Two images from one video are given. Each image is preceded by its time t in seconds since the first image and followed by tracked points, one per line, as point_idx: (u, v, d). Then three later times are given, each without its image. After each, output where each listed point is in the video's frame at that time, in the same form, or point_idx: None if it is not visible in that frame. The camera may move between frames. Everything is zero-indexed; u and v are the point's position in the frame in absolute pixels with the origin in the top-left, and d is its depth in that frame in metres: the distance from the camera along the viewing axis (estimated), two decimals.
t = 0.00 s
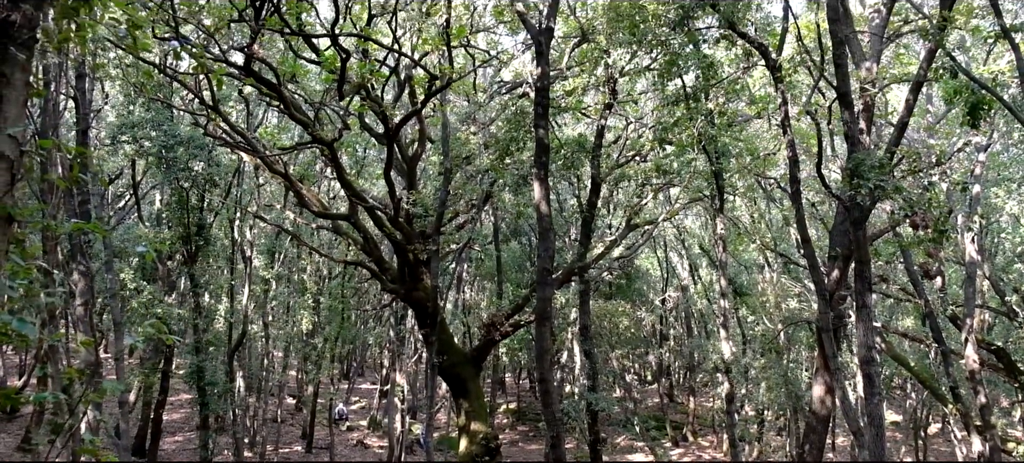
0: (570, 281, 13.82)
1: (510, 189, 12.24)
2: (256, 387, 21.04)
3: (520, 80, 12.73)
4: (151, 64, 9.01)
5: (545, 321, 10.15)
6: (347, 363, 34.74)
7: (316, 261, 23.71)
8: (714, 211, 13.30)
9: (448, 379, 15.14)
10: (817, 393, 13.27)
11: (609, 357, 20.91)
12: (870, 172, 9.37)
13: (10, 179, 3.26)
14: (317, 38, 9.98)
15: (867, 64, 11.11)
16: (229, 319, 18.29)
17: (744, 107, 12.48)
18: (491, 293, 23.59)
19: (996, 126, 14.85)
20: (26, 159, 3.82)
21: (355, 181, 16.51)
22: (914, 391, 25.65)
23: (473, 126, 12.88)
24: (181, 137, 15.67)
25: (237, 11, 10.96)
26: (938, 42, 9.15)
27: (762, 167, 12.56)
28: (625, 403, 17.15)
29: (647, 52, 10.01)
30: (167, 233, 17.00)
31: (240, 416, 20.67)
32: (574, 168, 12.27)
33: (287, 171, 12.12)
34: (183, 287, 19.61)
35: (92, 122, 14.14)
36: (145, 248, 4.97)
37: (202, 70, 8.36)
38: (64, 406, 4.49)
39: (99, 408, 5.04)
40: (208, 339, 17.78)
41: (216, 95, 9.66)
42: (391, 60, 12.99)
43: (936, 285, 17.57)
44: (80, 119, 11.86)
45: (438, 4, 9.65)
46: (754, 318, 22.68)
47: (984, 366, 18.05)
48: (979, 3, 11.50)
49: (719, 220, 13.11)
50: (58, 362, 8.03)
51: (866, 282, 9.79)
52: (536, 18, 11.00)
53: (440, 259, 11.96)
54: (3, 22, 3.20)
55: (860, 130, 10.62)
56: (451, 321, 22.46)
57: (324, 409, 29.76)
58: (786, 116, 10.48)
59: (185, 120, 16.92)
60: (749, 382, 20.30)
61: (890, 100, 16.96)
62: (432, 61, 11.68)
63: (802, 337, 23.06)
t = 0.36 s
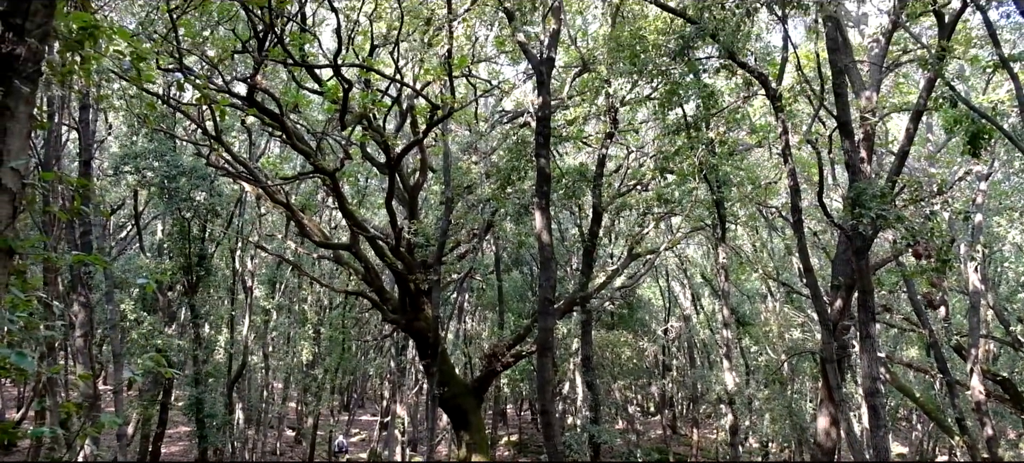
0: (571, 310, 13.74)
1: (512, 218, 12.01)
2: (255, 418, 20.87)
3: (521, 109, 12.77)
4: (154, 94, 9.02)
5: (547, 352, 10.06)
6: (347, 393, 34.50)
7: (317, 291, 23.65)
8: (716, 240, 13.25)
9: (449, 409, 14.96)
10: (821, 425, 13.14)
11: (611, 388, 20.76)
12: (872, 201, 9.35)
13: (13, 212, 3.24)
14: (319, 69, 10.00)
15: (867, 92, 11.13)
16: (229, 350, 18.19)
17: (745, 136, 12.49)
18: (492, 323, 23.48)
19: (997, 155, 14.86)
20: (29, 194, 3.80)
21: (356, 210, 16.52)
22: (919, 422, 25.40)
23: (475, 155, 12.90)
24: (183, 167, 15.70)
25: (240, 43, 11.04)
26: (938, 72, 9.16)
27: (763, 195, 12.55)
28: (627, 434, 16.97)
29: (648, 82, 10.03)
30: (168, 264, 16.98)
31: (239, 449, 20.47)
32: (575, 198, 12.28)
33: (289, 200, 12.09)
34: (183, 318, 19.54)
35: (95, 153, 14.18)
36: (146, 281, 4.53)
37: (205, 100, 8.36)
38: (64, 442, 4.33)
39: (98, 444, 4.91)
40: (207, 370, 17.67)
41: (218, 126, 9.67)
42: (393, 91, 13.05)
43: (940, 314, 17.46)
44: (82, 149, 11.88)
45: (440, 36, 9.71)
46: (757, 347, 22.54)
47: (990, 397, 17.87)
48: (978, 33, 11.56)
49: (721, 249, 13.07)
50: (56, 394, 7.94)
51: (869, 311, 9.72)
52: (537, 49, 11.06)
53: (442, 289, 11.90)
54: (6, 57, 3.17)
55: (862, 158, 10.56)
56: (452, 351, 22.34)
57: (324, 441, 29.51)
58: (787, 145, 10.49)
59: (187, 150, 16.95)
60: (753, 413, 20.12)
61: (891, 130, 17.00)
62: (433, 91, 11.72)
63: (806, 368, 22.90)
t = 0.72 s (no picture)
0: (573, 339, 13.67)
1: (514, 246, 11.94)
2: (254, 449, 20.68)
3: (523, 138, 12.82)
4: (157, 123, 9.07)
5: (548, 382, 9.97)
6: (348, 423, 34.22)
7: (318, 319, 23.57)
8: (718, 269, 13.23)
9: (450, 440, 14.39)
10: (826, 455, 12.99)
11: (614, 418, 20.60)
12: (873, 229, 9.35)
13: (15, 242, 3.33)
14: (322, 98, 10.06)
15: (867, 120, 11.17)
16: (229, 379, 18.08)
17: (747, 165, 12.52)
18: (494, 352, 23.37)
19: (998, 183, 14.87)
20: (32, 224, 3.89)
21: (357, 239, 16.52)
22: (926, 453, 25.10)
23: (477, 184, 12.93)
24: (186, 196, 15.76)
25: (243, 73, 11.12)
26: (937, 100, 9.19)
27: (765, 223, 12.55)
28: None
29: (649, 111, 10.08)
30: (169, 293, 16.96)
31: None
32: (577, 227, 12.28)
33: (291, 229, 12.10)
34: (184, 347, 19.46)
35: (99, 182, 14.24)
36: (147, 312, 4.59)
37: (208, 130, 8.39)
38: None
39: None
40: (207, 400, 17.54)
41: (221, 156, 9.69)
42: (395, 120, 13.12)
43: (944, 343, 17.35)
44: (86, 178, 11.93)
45: (441, 65, 9.79)
46: (760, 376, 22.39)
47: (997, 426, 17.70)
48: (977, 61, 11.61)
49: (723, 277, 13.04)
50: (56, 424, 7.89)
51: (874, 340, 9.66)
52: (538, 78, 11.14)
53: (443, 318, 11.85)
54: (12, 91, 3.28)
55: (863, 186, 10.55)
56: (453, 381, 22.20)
57: None
58: (788, 173, 10.51)
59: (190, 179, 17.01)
60: (757, 443, 19.92)
61: (892, 158, 17.04)
62: (435, 121, 11.78)
63: (809, 397, 22.72)
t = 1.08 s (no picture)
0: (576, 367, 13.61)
1: (516, 274, 11.92)
2: None
3: (525, 166, 12.86)
4: (160, 152, 9.09)
5: (551, 411, 9.90)
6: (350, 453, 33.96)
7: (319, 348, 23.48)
8: (721, 297, 13.18)
9: None
10: None
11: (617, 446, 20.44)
12: (876, 257, 9.34)
13: (17, 273, 3.26)
14: (325, 127, 10.09)
15: (868, 148, 11.20)
16: (230, 407, 17.99)
17: (749, 193, 12.55)
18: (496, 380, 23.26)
19: (1000, 210, 14.87)
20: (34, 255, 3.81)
21: (359, 267, 16.51)
22: None
23: (479, 212, 12.95)
24: (188, 224, 15.80)
25: (246, 102, 11.17)
26: (938, 127, 9.22)
27: (767, 251, 12.54)
28: None
29: (650, 139, 10.13)
30: (171, 321, 16.90)
31: None
32: (579, 254, 12.28)
33: (294, 257, 12.10)
34: (185, 375, 19.40)
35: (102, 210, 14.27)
36: (148, 341, 4.30)
37: (212, 159, 8.37)
38: None
39: None
40: (207, 429, 17.43)
41: (223, 184, 9.67)
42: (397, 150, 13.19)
43: (949, 371, 17.24)
44: (90, 206, 11.98)
45: (444, 95, 9.86)
46: (764, 404, 22.23)
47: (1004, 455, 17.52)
48: (977, 89, 11.68)
49: (726, 304, 13.00)
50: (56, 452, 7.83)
51: (878, 368, 9.60)
52: (540, 107, 11.20)
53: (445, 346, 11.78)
54: (17, 120, 3.25)
55: (864, 213, 10.55)
56: (455, 409, 22.07)
57: None
58: (790, 201, 10.55)
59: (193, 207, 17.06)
60: None
61: (893, 185, 17.09)
62: (438, 150, 11.83)
63: (814, 425, 22.53)
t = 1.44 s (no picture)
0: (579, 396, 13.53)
1: (519, 303, 11.89)
2: None
3: (528, 195, 12.89)
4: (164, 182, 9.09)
5: (553, 441, 9.81)
6: None
7: (321, 376, 23.39)
8: (724, 325, 13.13)
9: None
10: None
11: None
12: (878, 285, 9.30)
13: (21, 301, 3.36)
14: (329, 157, 10.10)
15: (870, 177, 11.23)
16: (231, 436, 17.88)
17: (751, 221, 12.55)
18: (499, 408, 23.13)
19: (1003, 237, 14.86)
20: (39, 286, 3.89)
21: (362, 295, 16.49)
22: None
23: (482, 241, 12.97)
24: (192, 252, 15.84)
25: (250, 132, 11.21)
26: (939, 156, 9.24)
27: (770, 280, 12.52)
28: None
29: (653, 169, 10.15)
30: (173, 349, 16.85)
31: None
32: (582, 283, 12.26)
33: (296, 286, 12.07)
34: (187, 403, 19.32)
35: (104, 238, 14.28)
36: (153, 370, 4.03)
37: (215, 189, 8.36)
38: None
39: None
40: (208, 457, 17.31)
41: (227, 214, 9.66)
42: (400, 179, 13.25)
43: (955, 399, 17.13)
44: (93, 235, 11.99)
45: (447, 125, 9.91)
46: (768, 432, 22.07)
47: None
48: (977, 118, 11.73)
49: (730, 333, 12.95)
50: None
51: (882, 397, 9.52)
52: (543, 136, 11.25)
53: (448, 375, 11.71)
54: (24, 152, 3.33)
55: (867, 241, 10.54)
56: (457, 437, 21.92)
57: None
58: (793, 230, 10.55)
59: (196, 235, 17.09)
60: None
61: (895, 213, 17.13)
62: (441, 179, 11.87)
63: (819, 453, 22.34)
